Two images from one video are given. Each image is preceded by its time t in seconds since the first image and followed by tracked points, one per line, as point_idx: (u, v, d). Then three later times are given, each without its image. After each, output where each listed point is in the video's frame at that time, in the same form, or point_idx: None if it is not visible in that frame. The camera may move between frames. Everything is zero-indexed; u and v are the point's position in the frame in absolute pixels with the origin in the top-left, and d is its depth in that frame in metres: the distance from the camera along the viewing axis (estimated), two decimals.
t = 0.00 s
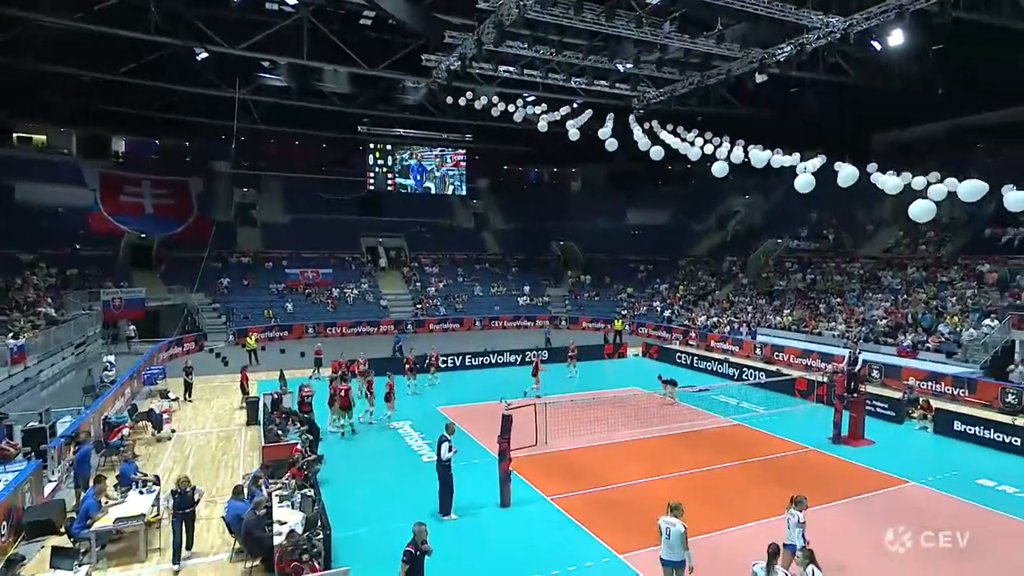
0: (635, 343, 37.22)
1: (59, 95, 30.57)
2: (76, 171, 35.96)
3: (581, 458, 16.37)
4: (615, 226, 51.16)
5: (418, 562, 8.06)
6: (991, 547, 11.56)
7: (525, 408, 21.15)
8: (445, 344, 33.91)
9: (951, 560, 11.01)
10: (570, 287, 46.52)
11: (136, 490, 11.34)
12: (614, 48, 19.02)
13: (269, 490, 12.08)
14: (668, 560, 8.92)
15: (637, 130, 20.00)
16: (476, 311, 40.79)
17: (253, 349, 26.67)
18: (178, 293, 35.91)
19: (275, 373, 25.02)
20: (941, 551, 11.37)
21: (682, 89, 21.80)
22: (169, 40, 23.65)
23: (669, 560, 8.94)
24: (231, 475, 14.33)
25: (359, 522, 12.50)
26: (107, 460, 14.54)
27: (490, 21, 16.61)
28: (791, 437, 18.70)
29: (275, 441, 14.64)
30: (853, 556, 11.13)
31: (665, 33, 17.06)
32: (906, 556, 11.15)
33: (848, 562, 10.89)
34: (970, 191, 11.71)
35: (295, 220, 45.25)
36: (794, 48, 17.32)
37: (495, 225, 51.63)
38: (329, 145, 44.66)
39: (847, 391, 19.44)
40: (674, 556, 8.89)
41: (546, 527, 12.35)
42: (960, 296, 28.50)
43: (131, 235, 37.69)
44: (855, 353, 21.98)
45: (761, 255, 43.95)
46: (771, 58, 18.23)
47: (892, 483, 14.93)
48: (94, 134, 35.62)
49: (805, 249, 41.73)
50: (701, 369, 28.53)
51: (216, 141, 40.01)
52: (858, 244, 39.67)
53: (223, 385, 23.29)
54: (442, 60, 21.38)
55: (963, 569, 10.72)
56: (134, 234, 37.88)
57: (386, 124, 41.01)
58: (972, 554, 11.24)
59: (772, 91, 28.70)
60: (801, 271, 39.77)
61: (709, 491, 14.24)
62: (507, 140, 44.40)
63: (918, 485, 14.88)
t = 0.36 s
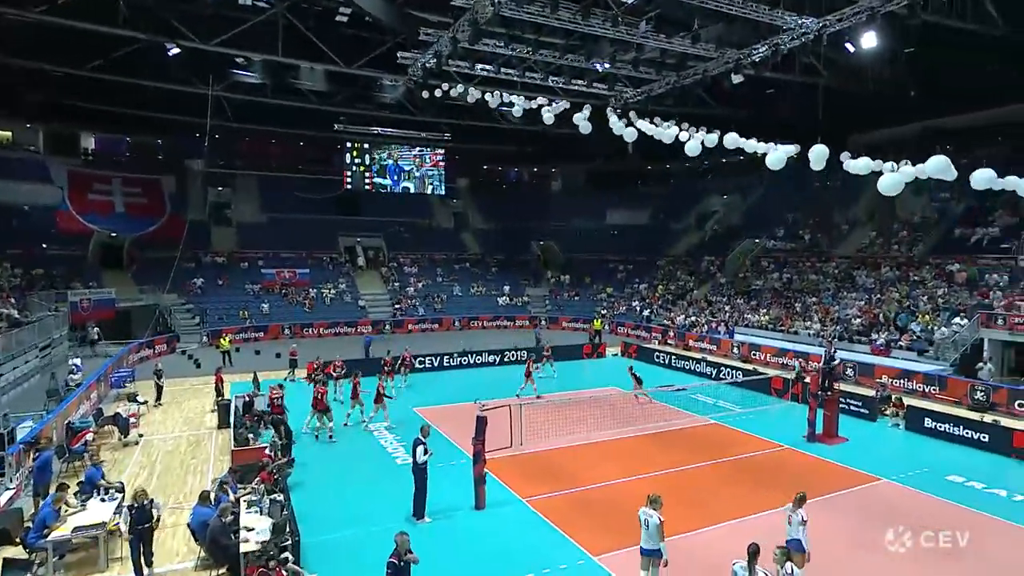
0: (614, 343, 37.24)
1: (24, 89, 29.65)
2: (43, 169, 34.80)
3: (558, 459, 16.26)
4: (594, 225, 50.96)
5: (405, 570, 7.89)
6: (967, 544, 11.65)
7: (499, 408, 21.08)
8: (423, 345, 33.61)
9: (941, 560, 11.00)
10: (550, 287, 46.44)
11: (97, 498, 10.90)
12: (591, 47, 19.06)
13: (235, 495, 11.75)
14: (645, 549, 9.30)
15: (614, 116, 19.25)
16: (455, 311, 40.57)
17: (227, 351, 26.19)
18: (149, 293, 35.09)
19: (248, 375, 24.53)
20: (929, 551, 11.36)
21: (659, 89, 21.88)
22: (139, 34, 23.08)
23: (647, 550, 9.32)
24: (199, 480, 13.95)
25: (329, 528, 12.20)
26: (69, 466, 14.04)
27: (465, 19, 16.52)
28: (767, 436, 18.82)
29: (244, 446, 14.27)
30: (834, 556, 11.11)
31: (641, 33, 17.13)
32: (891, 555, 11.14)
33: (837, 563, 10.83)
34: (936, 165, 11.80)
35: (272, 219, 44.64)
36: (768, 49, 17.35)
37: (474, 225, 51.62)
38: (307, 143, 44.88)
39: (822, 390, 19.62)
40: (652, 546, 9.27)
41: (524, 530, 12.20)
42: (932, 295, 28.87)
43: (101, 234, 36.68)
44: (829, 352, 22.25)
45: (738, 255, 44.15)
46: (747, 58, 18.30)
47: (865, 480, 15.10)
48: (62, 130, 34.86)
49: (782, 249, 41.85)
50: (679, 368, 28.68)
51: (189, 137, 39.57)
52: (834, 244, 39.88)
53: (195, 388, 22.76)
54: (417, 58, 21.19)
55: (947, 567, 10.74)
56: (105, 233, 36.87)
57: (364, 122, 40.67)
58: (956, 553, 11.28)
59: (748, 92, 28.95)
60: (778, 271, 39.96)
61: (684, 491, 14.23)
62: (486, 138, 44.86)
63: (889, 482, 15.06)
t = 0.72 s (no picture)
0: (594, 342, 37.24)
1: None
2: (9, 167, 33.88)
3: (535, 459, 16.17)
4: (576, 225, 51.70)
5: None
6: (946, 544, 11.64)
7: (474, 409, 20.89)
8: (401, 345, 33.35)
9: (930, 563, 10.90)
10: (530, 286, 46.35)
11: (57, 505, 10.50)
12: (569, 47, 19.16)
13: (202, 501, 11.46)
14: (624, 539, 9.42)
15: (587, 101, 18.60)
16: (434, 311, 40.37)
17: (199, 352, 25.70)
18: (120, 292, 34.26)
19: (220, 377, 24.03)
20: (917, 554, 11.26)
21: (637, 88, 22.03)
22: (111, 28, 22.58)
23: (626, 540, 9.45)
24: (165, 486, 13.54)
25: (297, 532, 11.84)
26: (29, 472, 13.55)
27: (440, 16, 16.49)
28: (743, 434, 18.92)
29: (213, 449, 13.88)
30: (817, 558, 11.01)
31: (618, 31, 17.31)
32: (876, 558, 11.05)
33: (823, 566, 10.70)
34: (900, 140, 12.32)
35: (248, 218, 44.13)
36: (744, 50, 17.54)
37: (454, 224, 51.58)
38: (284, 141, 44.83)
39: (797, 388, 19.80)
40: (630, 536, 9.41)
41: (500, 532, 12.06)
42: (904, 293, 29.23)
43: (69, 234, 35.76)
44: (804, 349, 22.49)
45: (716, 255, 43.97)
46: (723, 58, 18.49)
47: (838, 477, 15.25)
48: (29, 126, 34.06)
49: (759, 249, 41.84)
50: (657, 367, 28.80)
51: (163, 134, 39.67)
52: (809, 244, 39.44)
53: (165, 390, 22.23)
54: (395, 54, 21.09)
55: (929, 569, 10.71)
56: (73, 232, 35.93)
57: (341, 120, 40.00)
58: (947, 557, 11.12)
59: (726, 92, 29.21)
60: (755, 269, 39.97)
61: (661, 492, 14.15)
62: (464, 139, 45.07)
63: (862, 479, 15.15)
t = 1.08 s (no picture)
0: (574, 333, 37.25)
1: None
2: None
3: (510, 451, 16.11)
4: (556, 216, 51.75)
5: None
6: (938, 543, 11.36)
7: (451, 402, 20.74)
8: (380, 337, 33.09)
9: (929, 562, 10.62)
10: (510, 277, 46.21)
11: (16, 504, 10.19)
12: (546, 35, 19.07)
13: (171, 498, 11.17)
14: (597, 519, 9.57)
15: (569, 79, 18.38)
16: (414, 302, 40.10)
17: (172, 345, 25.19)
18: (89, 285, 33.41)
19: (193, 370, 23.56)
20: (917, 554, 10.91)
21: (615, 78, 21.99)
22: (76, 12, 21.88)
23: (598, 519, 9.60)
24: (131, 482, 13.24)
25: (267, 529, 11.59)
26: None
27: (415, 2, 16.20)
28: (719, 424, 19.06)
29: (183, 444, 13.58)
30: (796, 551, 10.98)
31: (596, 19, 17.09)
32: (857, 549, 11.03)
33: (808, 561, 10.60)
34: (869, 103, 12.31)
35: (222, 208, 43.39)
36: (721, 40, 17.59)
37: (433, 214, 51.28)
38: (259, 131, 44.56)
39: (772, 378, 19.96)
40: (602, 515, 9.56)
41: (474, 525, 11.93)
42: (878, 284, 29.59)
43: (35, 224, 33.90)
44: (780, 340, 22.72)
45: (695, 246, 44.17)
46: (700, 48, 18.57)
47: (810, 466, 15.42)
48: None
49: (737, 240, 42.08)
50: (636, 358, 28.87)
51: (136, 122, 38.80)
52: (787, 235, 39.75)
53: (136, 385, 21.73)
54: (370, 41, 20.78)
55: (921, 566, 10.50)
56: (40, 223, 34.12)
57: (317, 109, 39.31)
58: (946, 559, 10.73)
59: (704, 82, 29.25)
60: (733, 260, 40.22)
61: (637, 483, 14.18)
62: (443, 129, 44.91)
63: (836, 468, 15.32)
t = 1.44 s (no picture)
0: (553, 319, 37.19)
1: None
2: None
3: (487, 438, 16.06)
4: (536, 201, 51.63)
5: None
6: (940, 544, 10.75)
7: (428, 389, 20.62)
8: (358, 324, 32.75)
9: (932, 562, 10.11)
10: (490, 263, 45.96)
11: None
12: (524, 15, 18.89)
13: (137, 489, 10.92)
14: (571, 497, 10.02)
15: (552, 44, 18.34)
16: (393, 288, 39.72)
17: (142, 333, 24.64)
18: (56, 271, 32.51)
19: (165, 359, 23.06)
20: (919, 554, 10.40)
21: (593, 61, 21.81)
22: None
23: (572, 496, 10.04)
24: (97, 474, 12.87)
25: (238, 519, 11.40)
26: None
27: None
28: (696, 408, 19.19)
29: (151, 433, 13.21)
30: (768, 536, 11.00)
31: None
32: (828, 534, 11.10)
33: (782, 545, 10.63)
34: (843, 59, 12.10)
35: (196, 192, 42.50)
36: (699, 23, 17.37)
37: (412, 199, 50.82)
38: (232, 113, 43.96)
39: (748, 362, 20.08)
40: (577, 493, 9.99)
41: (448, 514, 11.83)
42: (853, 270, 29.92)
43: None
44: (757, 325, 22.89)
45: (675, 232, 44.23)
46: (679, 30, 18.35)
47: (784, 449, 15.58)
48: None
49: (716, 225, 42.18)
50: (615, 343, 28.88)
51: (104, 104, 37.83)
52: (765, 221, 39.93)
53: (104, 374, 21.18)
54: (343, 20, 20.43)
55: (896, 555, 10.38)
56: (4, 207, 33.54)
57: (291, 91, 38.52)
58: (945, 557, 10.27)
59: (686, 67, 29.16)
60: (711, 246, 40.30)
61: (613, 467, 14.24)
62: (421, 112, 44.25)
63: (808, 451, 15.52)
